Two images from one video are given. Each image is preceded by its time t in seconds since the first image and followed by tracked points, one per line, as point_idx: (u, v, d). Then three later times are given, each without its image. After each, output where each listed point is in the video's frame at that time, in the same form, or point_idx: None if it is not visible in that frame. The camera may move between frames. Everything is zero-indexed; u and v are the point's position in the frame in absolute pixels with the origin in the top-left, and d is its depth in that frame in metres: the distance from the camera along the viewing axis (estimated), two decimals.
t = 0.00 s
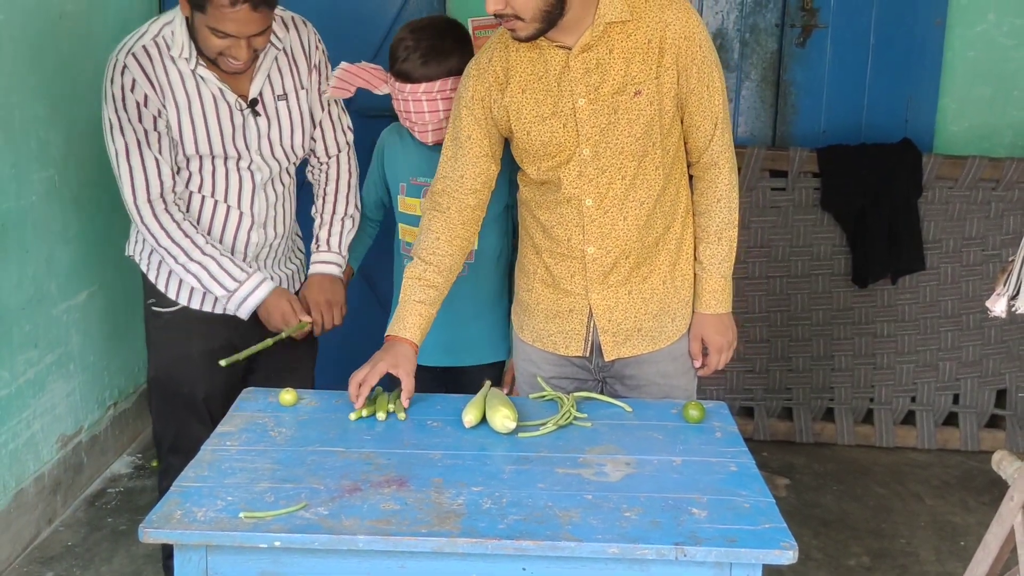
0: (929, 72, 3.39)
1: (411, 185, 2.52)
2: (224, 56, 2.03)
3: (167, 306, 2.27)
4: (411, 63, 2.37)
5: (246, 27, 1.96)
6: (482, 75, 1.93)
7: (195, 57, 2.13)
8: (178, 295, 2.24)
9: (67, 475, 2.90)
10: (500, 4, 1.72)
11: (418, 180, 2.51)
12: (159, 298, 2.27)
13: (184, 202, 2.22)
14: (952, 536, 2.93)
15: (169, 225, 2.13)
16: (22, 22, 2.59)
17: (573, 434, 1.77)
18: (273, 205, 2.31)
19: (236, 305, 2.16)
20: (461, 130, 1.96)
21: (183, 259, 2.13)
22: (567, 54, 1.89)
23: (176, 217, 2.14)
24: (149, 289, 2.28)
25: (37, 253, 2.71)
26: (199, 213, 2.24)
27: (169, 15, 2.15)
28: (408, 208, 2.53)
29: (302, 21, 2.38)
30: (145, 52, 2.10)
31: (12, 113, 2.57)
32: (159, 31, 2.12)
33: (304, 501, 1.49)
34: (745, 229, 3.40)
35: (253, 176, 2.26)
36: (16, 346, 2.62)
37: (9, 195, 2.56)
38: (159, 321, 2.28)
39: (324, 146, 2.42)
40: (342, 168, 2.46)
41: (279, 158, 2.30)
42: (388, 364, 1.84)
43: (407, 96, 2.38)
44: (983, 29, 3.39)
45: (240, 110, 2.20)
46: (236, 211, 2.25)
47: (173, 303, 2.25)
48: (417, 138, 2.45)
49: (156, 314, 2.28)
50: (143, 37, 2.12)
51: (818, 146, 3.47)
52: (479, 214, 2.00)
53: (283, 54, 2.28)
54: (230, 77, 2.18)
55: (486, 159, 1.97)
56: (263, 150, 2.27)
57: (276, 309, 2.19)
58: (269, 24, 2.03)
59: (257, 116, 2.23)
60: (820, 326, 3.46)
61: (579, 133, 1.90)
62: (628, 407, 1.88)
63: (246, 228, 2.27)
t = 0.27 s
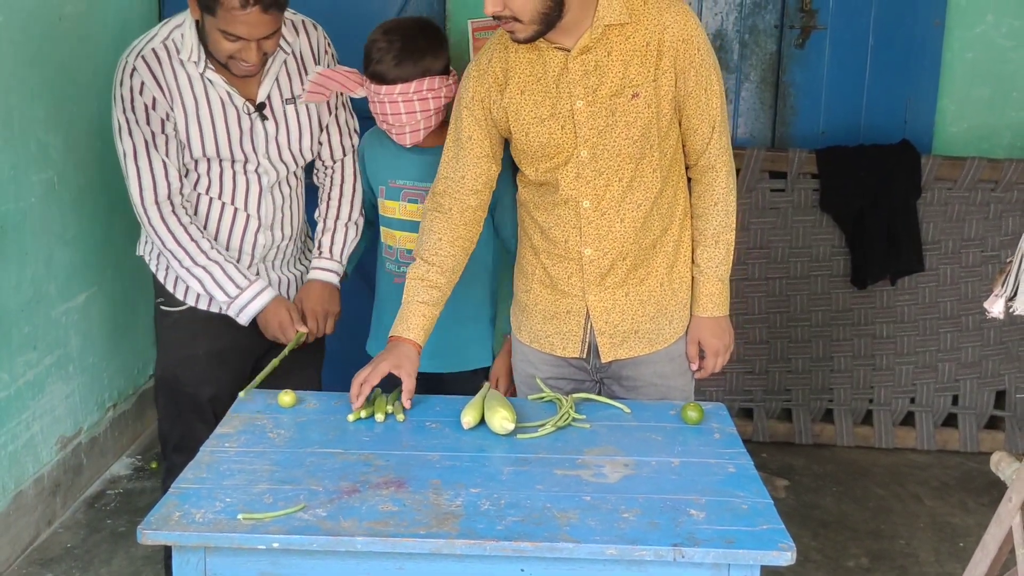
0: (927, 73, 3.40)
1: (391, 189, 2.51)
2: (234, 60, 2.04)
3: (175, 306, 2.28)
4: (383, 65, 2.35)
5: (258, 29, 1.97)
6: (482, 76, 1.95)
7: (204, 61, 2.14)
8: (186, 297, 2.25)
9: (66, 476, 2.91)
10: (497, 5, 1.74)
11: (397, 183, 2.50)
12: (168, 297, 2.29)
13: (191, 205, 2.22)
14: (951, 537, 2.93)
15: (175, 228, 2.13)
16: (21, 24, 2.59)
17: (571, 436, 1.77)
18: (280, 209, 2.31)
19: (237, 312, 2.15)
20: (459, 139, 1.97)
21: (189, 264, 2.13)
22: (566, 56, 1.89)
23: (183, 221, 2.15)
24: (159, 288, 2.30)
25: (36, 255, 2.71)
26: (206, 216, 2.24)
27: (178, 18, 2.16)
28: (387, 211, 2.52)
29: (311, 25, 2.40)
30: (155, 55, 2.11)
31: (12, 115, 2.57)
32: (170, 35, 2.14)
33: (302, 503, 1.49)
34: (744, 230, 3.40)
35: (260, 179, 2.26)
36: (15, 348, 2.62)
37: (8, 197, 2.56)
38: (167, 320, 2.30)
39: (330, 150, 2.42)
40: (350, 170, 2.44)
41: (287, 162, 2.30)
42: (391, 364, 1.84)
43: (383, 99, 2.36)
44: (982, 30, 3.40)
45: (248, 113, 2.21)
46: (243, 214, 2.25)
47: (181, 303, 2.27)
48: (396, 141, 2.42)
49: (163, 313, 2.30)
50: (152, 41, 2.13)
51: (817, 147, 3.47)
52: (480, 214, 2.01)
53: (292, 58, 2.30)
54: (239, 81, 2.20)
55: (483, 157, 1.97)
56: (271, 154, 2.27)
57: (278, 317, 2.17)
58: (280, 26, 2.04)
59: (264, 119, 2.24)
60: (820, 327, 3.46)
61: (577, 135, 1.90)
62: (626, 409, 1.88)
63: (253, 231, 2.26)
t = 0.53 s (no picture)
0: (927, 74, 3.40)
1: (381, 189, 2.44)
2: (237, 59, 2.04)
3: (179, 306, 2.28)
4: (373, 68, 2.28)
5: (260, 27, 1.97)
6: (496, 70, 1.95)
7: (207, 62, 2.14)
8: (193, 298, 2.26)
9: (66, 477, 2.90)
10: None
11: (388, 184, 2.42)
12: (172, 297, 2.28)
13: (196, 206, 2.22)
14: (951, 538, 2.93)
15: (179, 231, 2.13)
16: (21, 24, 2.59)
17: (571, 436, 1.77)
18: (286, 208, 2.32)
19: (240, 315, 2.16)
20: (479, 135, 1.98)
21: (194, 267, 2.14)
22: (580, 52, 1.89)
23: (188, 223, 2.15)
24: (163, 288, 2.30)
25: (36, 255, 2.71)
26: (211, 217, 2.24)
27: (180, 19, 2.16)
28: (377, 211, 2.45)
29: (313, 23, 2.41)
30: (158, 58, 2.11)
31: (12, 115, 2.57)
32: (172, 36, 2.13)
33: (302, 503, 1.49)
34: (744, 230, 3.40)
35: (264, 180, 2.26)
36: (15, 348, 2.62)
37: (8, 197, 2.56)
38: (171, 320, 2.29)
39: (334, 149, 2.42)
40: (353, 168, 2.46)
41: (291, 162, 2.31)
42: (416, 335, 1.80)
43: (374, 103, 2.28)
44: (982, 31, 3.40)
45: (251, 115, 2.21)
46: (248, 214, 2.25)
47: (186, 303, 2.27)
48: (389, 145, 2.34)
49: (168, 313, 2.30)
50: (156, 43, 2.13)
51: (817, 148, 3.47)
52: (503, 208, 2.01)
53: (294, 58, 2.30)
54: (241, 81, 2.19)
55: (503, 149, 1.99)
56: (275, 154, 2.27)
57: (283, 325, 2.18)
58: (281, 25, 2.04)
59: (268, 120, 2.24)
60: (820, 327, 3.46)
61: (589, 132, 1.90)
62: (626, 409, 1.88)
63: (258, 231, 2.27)
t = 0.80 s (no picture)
0: (927, 74, 3.40)
1: (399, 189, 2.47)
2: (238, 57, 2.04)
3: (181, 306, 2.28)
4: (404, 71, 2.30)
5: (261, 25, 1.97)
6: (538, 53, 2.00)
7: (208, 60, 2.14)
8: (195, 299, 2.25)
9: (65, 477, 2.90)
10: None
11: (406, 185, 2.46)
12: (174, 298, 2.28)
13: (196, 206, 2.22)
14: (951, 538, 2.93)
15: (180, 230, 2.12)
16: (21, 25, 2.59)
17: (571, 436, 1.77)
18: (286, 206, 2.32)
19: (242, 318, 2.14)
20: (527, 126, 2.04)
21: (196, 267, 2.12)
22: (623, 45, 1.91)
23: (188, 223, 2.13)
24: (164, 289, 2.30)
25: (36, 255, 2.71)
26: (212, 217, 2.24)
27: (180, 19, 2.16)
28: (396, 213, 2.48)
29: (310, 23, 2.41)
30: (158, 57, 2.11)
31: (11, 115, 2.57)
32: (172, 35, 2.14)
33: (302, 504, 1.49)
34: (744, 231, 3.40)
35: (266, 178, 2.27)
36: (15, 349, 2.62)
37: (8, 198, 2.56)
38: (173, 321, 2.29)
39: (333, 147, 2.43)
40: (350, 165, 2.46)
41: (291, 160, 2.31)
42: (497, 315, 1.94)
43: (405, 105, 2.31)
44: (982, 31, 3.40)
45: (251, 113, 2.21)
46: (249, 213, 2.25)
47: (187, 303, 2.26)
48: (417, 146, 2.39)
49: (168, 314, 2.30)
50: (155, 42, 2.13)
51: (817, 148, 3.48)
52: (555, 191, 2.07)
53: (293, 56, 2.30)
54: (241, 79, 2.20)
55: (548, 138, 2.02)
56: (275, 152, 2.27)
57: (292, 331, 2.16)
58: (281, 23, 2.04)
59: (268, 118, 2.24)
60: (820, 328, 3.46)
61: (619, 123, 1.91)
62: (626, 410, 1.88)
63: (260, 230, 2.27)
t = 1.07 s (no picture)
0: (926, 74, 3.40)
1: (413, 189, 2.43)
2: (242, 53, 2.05)
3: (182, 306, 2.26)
4: (434, 76, 2.23)
5: (265, 18, 1.98)
6: (597, 40, 2.01)
7: (206, 59, 2.13)
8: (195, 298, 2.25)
9: (64, 477, 2.90)
10: None
11: (421, 184, 2.42)
12: (174, 298, 2.26)
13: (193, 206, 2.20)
14: (950, 538, 2.93)
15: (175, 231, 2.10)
16: (20, 24, 2.59)
17: (569, 435, 1.77)
18: (285, 203, 2.32)
19: (234, 308, 2.13)
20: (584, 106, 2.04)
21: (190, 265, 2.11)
22: (676, 45, 1.90)
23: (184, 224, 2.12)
24: (162, 289, 2.28)
25: (34, 255, 2.71)
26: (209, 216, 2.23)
27: (176, 18, 2.15)
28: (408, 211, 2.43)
29: (303, 18, 2.41)
30: (157, 58, 2.09)
31: (10, 114, 2.57)
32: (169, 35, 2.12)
33: (300, 503, 1.49)
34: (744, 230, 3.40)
35: (266, 175, 2.26)
36: (14, 349, 2.62)
37: (7, 197, 2.56)
38: (171, 320, 2.29)
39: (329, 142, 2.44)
40: (347, 150, 2.49)
41: (290, 157, 2.31)
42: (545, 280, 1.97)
43: (433, 110, 2.27)
44: (981, 31, 3.39)
45: (251, 109, 2.20)
46: (250, 211, 2.25)
47: (188, 303, 2.25)
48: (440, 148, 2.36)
49: (168, 315, 2.28)
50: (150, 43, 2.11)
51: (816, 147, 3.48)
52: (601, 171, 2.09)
53: (290, 51, 2.30)
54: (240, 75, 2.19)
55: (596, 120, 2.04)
56: (274, 149, 2.27)
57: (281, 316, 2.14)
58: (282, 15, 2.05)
59: (268, 114, 2.24)
60: (819, 327, 3.46)
61: (657, 122, 1.89)
62: (625, 408, 1.88)
63: (261, 227, 2.27)
